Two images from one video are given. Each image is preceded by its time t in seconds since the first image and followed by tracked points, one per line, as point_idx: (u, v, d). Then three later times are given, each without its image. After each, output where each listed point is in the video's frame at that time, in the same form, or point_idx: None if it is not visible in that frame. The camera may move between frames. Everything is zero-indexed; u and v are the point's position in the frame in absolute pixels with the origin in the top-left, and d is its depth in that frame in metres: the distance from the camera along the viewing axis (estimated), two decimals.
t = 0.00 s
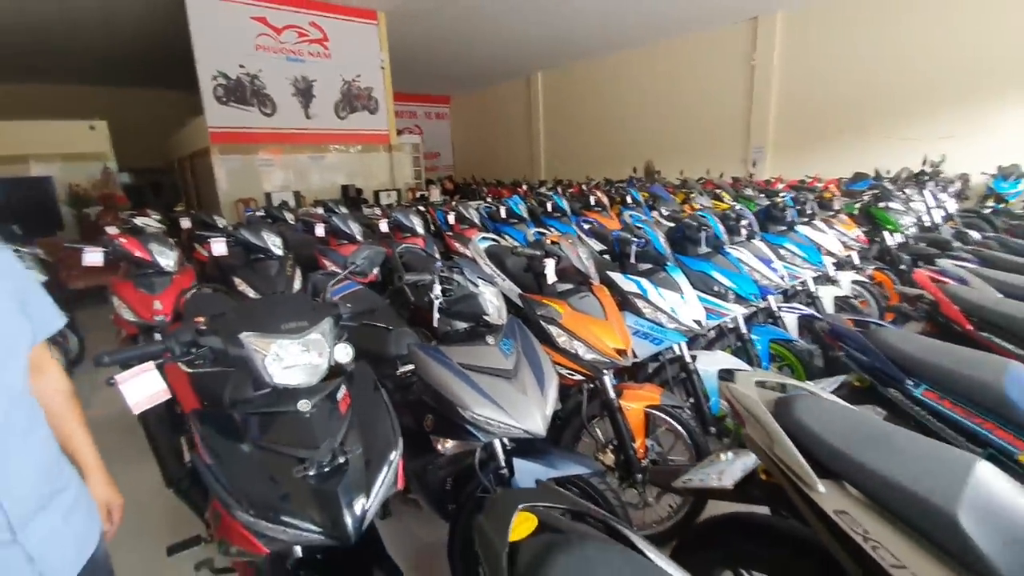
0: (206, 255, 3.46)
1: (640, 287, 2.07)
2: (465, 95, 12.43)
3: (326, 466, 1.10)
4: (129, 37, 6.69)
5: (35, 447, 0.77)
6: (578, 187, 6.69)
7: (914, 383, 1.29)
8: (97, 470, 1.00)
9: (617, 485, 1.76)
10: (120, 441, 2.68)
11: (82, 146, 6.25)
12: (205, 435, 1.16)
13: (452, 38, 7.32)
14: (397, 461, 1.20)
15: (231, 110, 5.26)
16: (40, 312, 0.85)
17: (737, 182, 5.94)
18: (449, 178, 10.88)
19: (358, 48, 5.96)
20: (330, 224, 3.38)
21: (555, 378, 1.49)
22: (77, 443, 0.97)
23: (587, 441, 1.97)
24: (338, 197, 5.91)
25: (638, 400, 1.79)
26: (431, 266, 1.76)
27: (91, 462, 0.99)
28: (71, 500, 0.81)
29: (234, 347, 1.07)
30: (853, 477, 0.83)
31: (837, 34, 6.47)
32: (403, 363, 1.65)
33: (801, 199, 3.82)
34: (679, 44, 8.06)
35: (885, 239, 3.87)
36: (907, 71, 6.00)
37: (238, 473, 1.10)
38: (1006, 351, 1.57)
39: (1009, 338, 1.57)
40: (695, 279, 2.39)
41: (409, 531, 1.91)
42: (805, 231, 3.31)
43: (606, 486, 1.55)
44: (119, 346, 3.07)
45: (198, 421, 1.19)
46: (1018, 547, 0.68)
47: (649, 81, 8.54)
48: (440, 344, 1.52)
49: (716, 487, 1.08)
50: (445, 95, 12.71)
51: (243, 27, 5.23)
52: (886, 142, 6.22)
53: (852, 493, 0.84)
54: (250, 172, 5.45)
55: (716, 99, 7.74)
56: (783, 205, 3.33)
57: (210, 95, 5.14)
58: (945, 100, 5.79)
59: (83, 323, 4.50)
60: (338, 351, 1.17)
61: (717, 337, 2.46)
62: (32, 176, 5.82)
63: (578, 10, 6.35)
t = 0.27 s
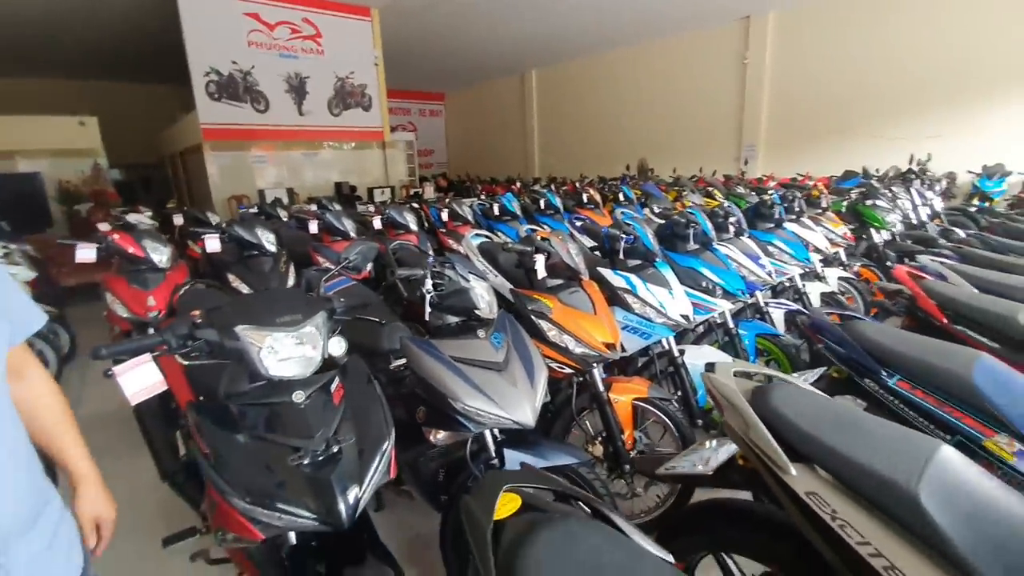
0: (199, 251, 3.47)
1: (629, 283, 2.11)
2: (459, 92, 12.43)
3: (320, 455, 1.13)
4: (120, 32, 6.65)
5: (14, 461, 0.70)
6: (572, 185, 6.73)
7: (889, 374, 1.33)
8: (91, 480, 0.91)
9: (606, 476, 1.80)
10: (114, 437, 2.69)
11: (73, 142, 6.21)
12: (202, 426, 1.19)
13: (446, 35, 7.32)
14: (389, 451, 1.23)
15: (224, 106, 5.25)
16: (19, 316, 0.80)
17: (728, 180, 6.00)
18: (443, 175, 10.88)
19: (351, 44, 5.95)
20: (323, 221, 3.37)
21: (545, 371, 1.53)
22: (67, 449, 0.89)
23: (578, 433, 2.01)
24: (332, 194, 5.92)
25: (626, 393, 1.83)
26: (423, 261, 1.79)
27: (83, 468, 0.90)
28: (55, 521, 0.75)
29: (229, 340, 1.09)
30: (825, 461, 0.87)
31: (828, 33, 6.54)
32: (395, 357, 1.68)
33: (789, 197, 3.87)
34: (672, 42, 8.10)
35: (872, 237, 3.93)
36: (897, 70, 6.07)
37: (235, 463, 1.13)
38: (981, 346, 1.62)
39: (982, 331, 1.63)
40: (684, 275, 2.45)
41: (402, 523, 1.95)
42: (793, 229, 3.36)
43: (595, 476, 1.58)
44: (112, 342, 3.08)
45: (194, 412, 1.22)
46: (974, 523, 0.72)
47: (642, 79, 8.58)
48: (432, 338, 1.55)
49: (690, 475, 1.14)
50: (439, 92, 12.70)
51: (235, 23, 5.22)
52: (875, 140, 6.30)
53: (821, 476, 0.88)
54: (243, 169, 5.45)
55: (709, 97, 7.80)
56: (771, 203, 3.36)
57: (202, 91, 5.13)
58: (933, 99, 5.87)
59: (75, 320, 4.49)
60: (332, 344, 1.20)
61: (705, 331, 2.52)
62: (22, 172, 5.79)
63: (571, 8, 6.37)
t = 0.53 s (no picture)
0: (192, 251, 3.47)
1: (619, 278, 2.13)
2: (452, 90, 12.42)
3: (312, 448, 1.15)
4: (111, 32, 6.62)
5: None
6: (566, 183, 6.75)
7: (869, 363, 1.36)
8: (167, 457, 0.81)
9: (597, 469, 1.82)
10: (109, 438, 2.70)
11: (64, 143, 6.18)
12: (196, 422, 1.20)
13: (439, 33, 7.31)
14: (381, 444, 1.25)
15: (216, 107, 5.25)
16: None
17: (721, 177, 6.03)
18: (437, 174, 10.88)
19: (343, 44, 5.94)
20: (316, 220, 3.37)
21: (534, 365, 1.56)
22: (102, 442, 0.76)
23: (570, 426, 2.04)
24: (325, 193, 5.92)
25: (616, 386, 1.86)
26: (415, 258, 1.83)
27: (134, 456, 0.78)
28: (49, 530, 0.66)
29: (222, 336, 1.11)
30: (801, 446, 0.90)
31: (819, 30, 6.58)
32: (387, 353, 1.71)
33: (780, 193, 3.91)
34: (665, 40, 8.13)
35: (863, 232, 3.97)
36: (887, 66, 6.12)
37: (229, 457, 1.15)
38: (961, 335, 1.65)
39: (961, 321, 1.66)
40: (674, 271, 2.48)
41: (396, 517, 1.97)
42: (783, 224, 3.40)
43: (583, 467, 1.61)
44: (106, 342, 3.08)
45: (187, 408, 1.23)
46: (946, 504, 0.75)
47: (635, 76, 8.62)
48: (423, 334, 1.57)
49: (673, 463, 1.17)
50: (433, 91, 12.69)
51: (226, 23, 5.20)
52: (866, 136, 6.35)
53: (798, 461, 0.91)
54: (236, 169, 5.44)
55: (702, 94, 7.83)
56: (760, 199, 3.43)
57: (194, 91, 5.12)
58: (923, 95, 5.92)
59: (68, 322, 4.48)
60: (323, 340, 1.24)
61: (696, 326, 2.54)
62: (14, 174, 5.76)
63: (564, 6, 6.38)
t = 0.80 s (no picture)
0: (179, 249, 3.47)
1: (602, 275, 2.17)
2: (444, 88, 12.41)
3: (294, 441, 1.18)
4: (98, 28, 6.56)
5: None
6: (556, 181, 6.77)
7: (837, 356, 1.39)
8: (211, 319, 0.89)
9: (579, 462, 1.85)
10: (95, 435, 2.70)
11: (50, 141, 6.13)
12: (179, 416, 1.22)
13: (429, 31, 7.30)
14: (362, 437, 1.27)
15: (204, 104, 5.22)
16: None
17: (709, 176, 6.09)
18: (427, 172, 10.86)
19: (333, 41, 5.92)
20: (304, 218, 3.38)
21: (516, 360, 1.59)
22: (156, 338, 0.84)
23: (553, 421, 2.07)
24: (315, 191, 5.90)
25: (600, 380, 1.89)
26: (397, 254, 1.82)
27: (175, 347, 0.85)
28: (39, 532, 0.80)
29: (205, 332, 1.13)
30: (765, 435, 0.94)
31: (807, 31, 6.65)
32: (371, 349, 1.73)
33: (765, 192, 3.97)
34: (655, 39, 8.17)
35: (845, 230, 4.04)
36: (872, 67, 6.21)
37: (212, 450, 1.17)
38: (928, 330, 1.70)
39: (930, 316, 1.72)
40: (657, 268, 2.52)
41: (382, 511, 1.99)
42: (766, 222, 3.45)
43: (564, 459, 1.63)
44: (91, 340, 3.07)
45: (170, 403, 1.24)
46: (900, 488, 0.77)
47: (625, 75, 8.66)
48: (406, 330, 1.59)
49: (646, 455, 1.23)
50: (424, 89, 12.67)
51: (214, 19, 5.17)
52: (851, 136, 6.44)
53: (762, 449, 0.95)
54: (225, 167, 5.42)
55: (691, 94, 7.89)
56: (743, 198, 3.50)
57: (182, 88, 5.10)
58: (907, 96, 6.02)
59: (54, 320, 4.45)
60: (307, 336, 1.27)
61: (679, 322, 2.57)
62: None
63: (554, 4, 6.40)
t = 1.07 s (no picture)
0: (166, 247, 3.46)
1: (583, 272, 2.20)
2: (435, 85, 12.39)
3: (273, 433, 1.20)
4: (82, 22, 6.49)
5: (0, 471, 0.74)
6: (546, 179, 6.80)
7: (804, 350, 1.45)
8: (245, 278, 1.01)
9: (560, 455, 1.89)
10: (80, 433, 2.70)
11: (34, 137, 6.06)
12: (160, 410, 1.23)
13: (420, 28, 7.29)
14: (341, 430, 1.30)
15: (191, 101, 5.19)
16: (29, 293, 0.80)
17: (697, 174, 6.15)
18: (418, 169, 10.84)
19: (322, 38, 5.91)
20: (291, 215, 3.39)
21: (496, 354, 1.62)
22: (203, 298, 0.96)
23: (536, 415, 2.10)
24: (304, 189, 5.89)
25: (578, 375, 1.93)
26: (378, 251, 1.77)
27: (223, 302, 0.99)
28: (50, 527, 0.82)
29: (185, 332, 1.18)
30: (727, 424, 0.98)
31: (794, 31, 6.73)
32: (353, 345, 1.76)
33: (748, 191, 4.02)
34: (645, 38, 8.22)
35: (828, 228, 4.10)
36: (857, 67, 6.30)
37: (193, 443, 1.18)
38: (896, 325, 1.77)
39: (898, 312, 1.77)
40: (639, 266, 2.56)
41: (366, 505, 2.02)
42: (748, 220, 3.51)
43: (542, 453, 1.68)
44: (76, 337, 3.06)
45: (150, 397, 1.25)
46: (847, 473, 0.81)
47: (615, 74, 8.70)
48: (388, 325, 1.62)
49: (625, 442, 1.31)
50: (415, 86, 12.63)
51: (202, 15, 5.13)
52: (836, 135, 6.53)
53: (723, 437, 0.99)
54: (212, 164, 5.40)
55: (680, 93, 7.94)
56: (726, 196, 3.56)
57: (168, 85, 5.07)
58: (891, 96, 6.11)
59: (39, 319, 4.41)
60: (289, 331, 1.32)
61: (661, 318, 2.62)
62: None
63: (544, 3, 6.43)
